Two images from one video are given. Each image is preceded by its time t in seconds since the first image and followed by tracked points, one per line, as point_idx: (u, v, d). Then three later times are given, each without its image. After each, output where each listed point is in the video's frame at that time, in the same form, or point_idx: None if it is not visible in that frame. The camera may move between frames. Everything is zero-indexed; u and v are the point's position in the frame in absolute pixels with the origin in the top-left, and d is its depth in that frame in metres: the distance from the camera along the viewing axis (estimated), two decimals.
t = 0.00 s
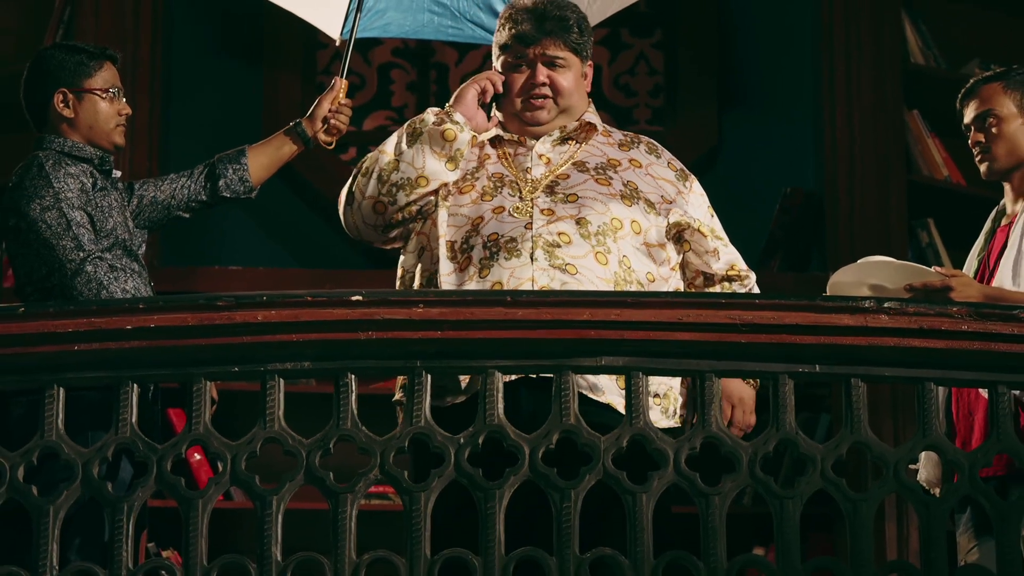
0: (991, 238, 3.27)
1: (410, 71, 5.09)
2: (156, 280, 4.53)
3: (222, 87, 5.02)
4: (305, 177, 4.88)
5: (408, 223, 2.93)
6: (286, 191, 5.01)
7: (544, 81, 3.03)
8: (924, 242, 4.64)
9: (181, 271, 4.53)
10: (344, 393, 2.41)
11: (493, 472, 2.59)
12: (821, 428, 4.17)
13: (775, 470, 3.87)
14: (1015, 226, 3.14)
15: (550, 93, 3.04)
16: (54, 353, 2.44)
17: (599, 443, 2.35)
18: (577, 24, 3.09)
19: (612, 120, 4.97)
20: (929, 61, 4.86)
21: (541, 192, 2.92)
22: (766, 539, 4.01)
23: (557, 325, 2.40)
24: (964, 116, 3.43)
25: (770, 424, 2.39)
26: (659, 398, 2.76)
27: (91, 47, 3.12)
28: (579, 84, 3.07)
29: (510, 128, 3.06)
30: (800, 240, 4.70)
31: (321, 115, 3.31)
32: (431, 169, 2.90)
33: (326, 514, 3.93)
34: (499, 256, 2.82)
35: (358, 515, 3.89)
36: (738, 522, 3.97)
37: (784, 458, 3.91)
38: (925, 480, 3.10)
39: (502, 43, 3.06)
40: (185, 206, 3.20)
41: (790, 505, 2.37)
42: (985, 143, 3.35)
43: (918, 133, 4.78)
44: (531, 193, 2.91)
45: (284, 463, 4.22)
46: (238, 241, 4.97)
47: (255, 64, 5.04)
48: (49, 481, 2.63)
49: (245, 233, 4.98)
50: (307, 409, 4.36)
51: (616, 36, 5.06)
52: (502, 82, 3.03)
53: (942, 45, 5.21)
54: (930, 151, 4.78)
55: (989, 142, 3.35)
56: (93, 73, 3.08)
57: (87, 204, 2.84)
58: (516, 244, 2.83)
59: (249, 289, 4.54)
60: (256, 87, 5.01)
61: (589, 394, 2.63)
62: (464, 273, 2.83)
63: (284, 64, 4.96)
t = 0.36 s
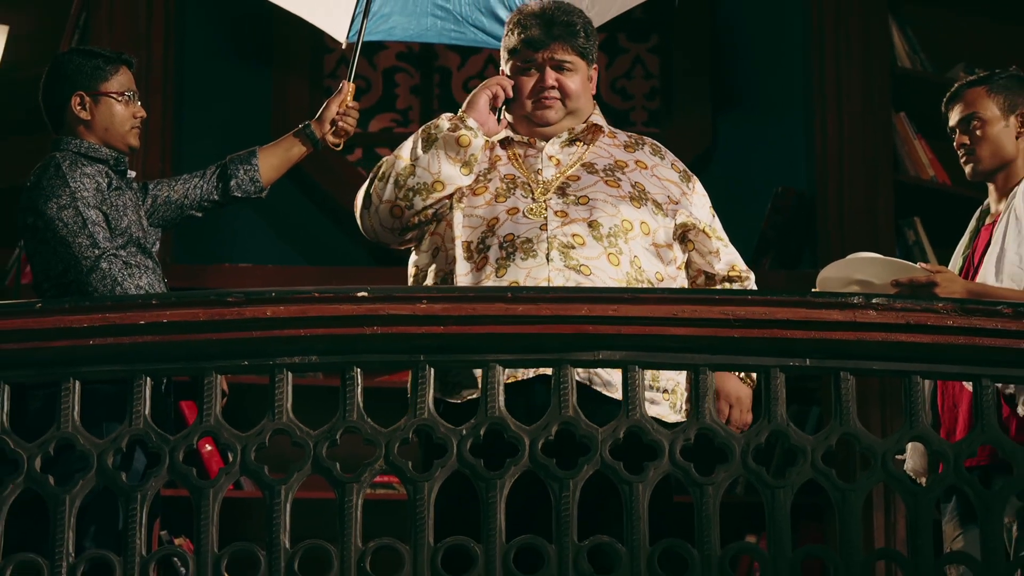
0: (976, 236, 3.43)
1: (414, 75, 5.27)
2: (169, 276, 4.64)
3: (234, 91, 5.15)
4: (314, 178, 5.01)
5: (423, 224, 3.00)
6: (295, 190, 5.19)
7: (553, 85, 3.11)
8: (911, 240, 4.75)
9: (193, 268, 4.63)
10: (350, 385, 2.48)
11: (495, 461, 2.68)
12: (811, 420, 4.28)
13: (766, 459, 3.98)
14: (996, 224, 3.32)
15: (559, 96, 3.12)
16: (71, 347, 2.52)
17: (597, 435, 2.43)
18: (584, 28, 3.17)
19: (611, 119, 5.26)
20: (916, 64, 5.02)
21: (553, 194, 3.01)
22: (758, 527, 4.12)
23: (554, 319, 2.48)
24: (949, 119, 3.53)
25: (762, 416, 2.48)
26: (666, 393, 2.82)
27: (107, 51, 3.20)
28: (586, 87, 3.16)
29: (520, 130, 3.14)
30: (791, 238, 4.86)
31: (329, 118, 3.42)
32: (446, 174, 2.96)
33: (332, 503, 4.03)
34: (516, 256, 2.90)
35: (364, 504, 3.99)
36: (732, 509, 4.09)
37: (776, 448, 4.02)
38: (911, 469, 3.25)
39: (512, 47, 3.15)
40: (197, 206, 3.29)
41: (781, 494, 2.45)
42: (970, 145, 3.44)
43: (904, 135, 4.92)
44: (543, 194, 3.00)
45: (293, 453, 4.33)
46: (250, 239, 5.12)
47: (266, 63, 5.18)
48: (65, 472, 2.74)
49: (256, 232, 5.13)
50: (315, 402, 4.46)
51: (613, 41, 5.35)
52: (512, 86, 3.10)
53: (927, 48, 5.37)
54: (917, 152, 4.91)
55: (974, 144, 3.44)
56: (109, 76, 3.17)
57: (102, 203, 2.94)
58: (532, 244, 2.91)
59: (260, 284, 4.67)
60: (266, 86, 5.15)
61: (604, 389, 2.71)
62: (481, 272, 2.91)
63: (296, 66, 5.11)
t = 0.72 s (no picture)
0: (965, 234, 3.51)
1: (416, 76, 5.33)
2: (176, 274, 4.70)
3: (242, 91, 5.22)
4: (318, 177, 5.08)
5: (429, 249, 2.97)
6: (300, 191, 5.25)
7: (544, 83, 3.15)
8: (904, 238, 4.86)
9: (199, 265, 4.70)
10: (353, 380, 2.51)
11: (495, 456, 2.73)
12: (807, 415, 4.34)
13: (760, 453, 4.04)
14: (985, 222, 3.40)
15: (550, 94, 3.16)
16: (79, 344, 2.54)
17: (595, 429, 2.46)
18: (578, 29, 3.20)
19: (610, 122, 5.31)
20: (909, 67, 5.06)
21: (556, 191, 3.06)
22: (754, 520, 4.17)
23: (553, 317, 2.51)
24: (938, 120, 3.57)
25: (757, 411, 2.50)
26: (665, 392, 2.87)
27: (115, 53, 3.26)
28: (578, 87, 3.19)
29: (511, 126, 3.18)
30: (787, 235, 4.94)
31: (333, 119, 3.48)
32: (450, 217, 2.88)
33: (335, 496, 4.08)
34: (523, 250, 2.95)
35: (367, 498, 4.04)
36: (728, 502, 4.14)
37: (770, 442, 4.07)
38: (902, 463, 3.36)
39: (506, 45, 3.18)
40: (204, 205, 3.34)
41: (776, 488, 2.49)
42: (959, 145, 3.50)
43: (897, 136, 5.01)
44: (546, 192, 3.05)
45: (297, 448, 4.38)
46: (259, 239, 5.20)
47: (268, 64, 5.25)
48: (73, 466, 2.79)
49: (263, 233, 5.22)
50: (318, 397, 4.52)
51: (611, 43, 5.39)
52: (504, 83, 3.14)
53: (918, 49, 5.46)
54: (909, 152, 5.01)
55: (963, 143, 3.49)
56: (118, 77, 3.22)
57: (110, 202, 2.98)
58: (539, 240, 2.96)
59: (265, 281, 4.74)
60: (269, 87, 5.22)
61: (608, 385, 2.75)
62: (489, 264, 2.94)
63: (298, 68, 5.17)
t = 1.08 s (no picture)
0: (957, 229, 3.56)
1: (418, 74, 5.37)
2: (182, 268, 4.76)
3: (246, 87, 5.29)
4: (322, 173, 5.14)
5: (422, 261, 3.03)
6: (304, 187, 5.31)
7: (538, 84, 3.18)
8: (899, 234, 4.93)
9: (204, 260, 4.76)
10: (356, 374, 2.53)
11: (496, 448, 2.78)
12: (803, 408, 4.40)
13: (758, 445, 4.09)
14: (977, 217, 3.45)
15: (543, 94, 3.19)
16: (88, 337, 2.56)
17: (595, 422, 2.48)
18: (571, 28, 3.22)
19: (609, 118, 5.39)
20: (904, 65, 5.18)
21: (551, 188, 3.10)
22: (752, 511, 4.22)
23: (553, 311, 2.53)
24: (932, 117, 3.62)
25: (754, 404, 2.52)
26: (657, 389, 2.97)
27: (121, 51, 3.30)
28: (570, 86, 3.22)
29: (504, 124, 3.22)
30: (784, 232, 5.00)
31: (338, 115, 3.48)
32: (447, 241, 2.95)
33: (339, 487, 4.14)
34: (523, 247, 2.99)
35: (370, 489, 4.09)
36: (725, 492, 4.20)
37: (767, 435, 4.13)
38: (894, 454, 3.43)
39: (501, 44, 3.19)
40: (210, 201, 3.39)
41: (774, 480, 2.49)
42: (951, 142, 3.54)
43: (892, 132, 5.06)
44: (542, 189, 3.09)
45: (301, 440, 4.44)
46: (262, 231, 5.25)
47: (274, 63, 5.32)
48: (81, 459, 2.85)
49: (269, 228, 5.26)
50: (321, 390, 4.57)
51: (610, 42, 5.49)
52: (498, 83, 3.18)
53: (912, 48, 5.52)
54: (904, 149, 5.06)
55: (956, 141, 3.54)
56: (125, 75, 3.25)
57: (117, 198, 3.03)
58: (539, 237, 3.00)
59: (270, 275, 4.80)
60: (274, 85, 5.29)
61: (606, 380, 2.81)
62: (489, 260, 2.98)
63: (302, 66, 5.28)
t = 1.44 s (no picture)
0: (949, 228, 3.63)
1: (423, 75, 5.48)
2: (188, 266, 4.86)
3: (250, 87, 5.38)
4: (326, 172, 5.23)
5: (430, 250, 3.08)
6: (309, 185, 5.39)
7: (588, 88, 3.27)
8: (893, 232, 4.97)
9: (212, 259, 4.85)
10: (361, 368, 2.57)
11: (498, 442, 2.84)
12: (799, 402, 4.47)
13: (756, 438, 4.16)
14: (967, 216, 3.51)
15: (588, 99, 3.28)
16: (99, 333, 2.59)
17: (595, 416, 2.51)
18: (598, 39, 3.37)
19: (608, 118, 5.47)
20: (897, 67, 5.21)
21: (561, 184, 3.16)
22: (749, 503, 4.29)
23: (558, 307, 2.57)
24: (923, 117, 3.68)
25: (751, 399, 2.56)
26: (655, 384, 3.05)
27: (131, 53, 3.36)
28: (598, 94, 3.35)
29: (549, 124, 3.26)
30: (781, 231, 5.08)
31: (342, 114, 3.54)
32: (454, 231, 3.00)
33: (344, 480, 4.21)
34: (533, 242, 3.04)
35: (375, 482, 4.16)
36: (722, 484, 4.28)
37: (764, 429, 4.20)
38: (888, 447, 3.51)
39: (552, 46, 3.25)
40: (218, 199, 3.45)
41: (770, 472, 2.53)
42: (942, 142, 3.60)
43: (886, 131, 5.13)
44: (552, 184, 3.15)
45: (306, 434, 4.52)
46: (270, 232, 5.31)
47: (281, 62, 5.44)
48: (93, 451, 2.93)
49: (275, 225, 5.33)
50: (327, 385, 4.64)
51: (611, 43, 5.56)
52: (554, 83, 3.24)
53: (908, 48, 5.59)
54: (897, 148, 5.13)
55: (946, 141, 3.60)
56: (134, 76, 3.32)
57: (127, 197, 3.09)
58: (548, 232, 3.05)
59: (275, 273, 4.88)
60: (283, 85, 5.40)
61: (611, 371, 2.89)
62: (499, 254, 3.03)
63: (311, 63, 5.38)
